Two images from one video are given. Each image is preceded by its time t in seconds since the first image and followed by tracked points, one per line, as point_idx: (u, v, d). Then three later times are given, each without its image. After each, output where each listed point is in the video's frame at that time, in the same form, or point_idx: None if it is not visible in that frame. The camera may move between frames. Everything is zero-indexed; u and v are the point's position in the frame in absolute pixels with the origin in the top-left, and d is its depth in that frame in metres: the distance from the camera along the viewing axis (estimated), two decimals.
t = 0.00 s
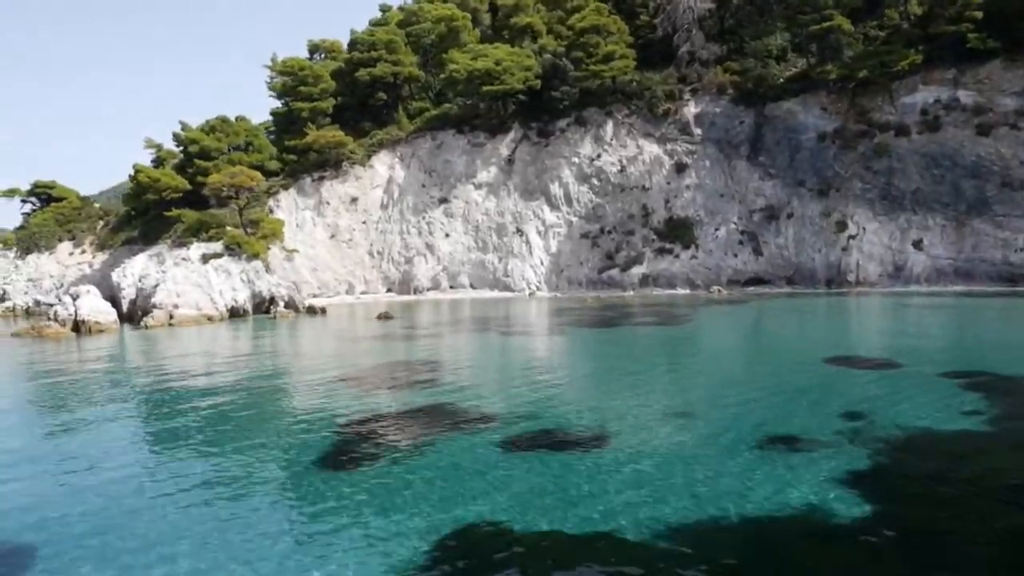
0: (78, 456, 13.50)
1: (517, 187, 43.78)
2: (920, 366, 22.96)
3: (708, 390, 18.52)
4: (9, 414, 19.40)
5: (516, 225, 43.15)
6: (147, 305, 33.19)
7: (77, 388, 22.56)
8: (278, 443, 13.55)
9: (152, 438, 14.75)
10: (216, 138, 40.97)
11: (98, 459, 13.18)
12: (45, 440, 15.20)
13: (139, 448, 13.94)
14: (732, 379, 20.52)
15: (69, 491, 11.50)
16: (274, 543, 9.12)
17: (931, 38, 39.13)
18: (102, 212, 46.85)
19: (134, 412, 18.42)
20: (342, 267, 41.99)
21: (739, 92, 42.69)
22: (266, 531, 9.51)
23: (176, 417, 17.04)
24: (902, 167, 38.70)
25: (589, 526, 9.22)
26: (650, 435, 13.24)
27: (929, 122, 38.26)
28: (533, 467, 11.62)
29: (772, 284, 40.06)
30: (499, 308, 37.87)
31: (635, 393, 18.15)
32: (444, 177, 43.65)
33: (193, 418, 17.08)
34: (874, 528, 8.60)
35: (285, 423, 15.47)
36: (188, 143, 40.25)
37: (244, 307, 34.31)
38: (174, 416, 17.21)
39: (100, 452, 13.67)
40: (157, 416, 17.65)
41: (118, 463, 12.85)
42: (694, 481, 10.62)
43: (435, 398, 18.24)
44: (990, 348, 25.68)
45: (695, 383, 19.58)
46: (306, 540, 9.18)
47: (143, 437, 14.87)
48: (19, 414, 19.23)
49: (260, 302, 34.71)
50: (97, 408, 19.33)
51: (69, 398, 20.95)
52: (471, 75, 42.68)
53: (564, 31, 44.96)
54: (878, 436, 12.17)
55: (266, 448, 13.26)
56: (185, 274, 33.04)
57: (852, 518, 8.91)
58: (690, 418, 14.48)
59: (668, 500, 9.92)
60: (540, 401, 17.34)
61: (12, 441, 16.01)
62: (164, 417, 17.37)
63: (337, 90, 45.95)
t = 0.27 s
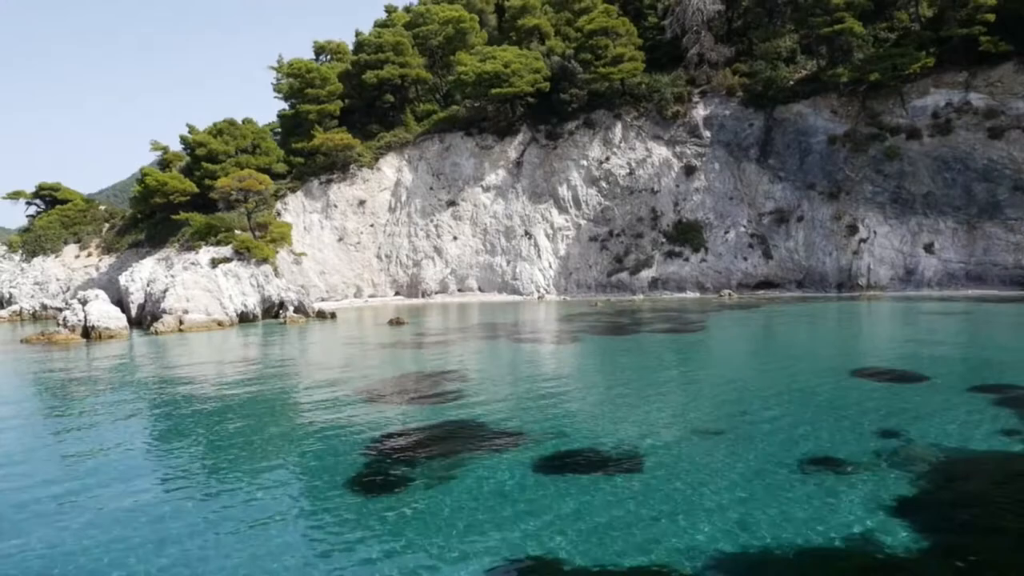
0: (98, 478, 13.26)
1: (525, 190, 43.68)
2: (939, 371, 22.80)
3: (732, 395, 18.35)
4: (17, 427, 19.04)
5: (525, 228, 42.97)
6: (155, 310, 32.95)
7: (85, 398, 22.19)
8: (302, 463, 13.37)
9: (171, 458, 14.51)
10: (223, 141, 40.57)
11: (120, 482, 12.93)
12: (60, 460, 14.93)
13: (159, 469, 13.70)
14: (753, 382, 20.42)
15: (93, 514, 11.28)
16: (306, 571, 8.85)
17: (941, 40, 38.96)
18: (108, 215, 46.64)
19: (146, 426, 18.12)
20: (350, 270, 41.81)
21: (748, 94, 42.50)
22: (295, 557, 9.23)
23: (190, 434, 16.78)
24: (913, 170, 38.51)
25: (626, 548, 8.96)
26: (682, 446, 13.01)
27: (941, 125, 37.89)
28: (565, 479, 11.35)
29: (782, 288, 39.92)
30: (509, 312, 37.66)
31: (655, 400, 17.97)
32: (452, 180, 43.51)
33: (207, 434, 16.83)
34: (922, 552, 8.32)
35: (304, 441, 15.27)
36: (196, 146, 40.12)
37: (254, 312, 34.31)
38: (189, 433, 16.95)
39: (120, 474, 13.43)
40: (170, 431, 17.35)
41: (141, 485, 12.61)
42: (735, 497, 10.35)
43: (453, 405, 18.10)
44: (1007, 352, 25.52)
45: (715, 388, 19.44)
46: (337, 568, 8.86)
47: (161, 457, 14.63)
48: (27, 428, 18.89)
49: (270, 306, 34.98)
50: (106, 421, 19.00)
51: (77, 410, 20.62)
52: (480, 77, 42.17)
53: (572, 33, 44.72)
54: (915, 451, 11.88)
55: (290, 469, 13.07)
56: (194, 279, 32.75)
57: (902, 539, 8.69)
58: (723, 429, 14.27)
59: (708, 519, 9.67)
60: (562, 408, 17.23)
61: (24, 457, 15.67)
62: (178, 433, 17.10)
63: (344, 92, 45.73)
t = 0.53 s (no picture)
0: (123, 486, 13.07)
1: (534, 187, 43.48)
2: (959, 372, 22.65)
3: (751, 401, 18.21)
4: (29, 430, 18.78)
5: (533, 225, 42.76)
6: (164, 309, 32.76)
7: (95, 399, 21.91)
8: (329, 469, 13.20)
9: (193, 464, 14.31)
10: (230, 138, 40.20)
11: (146, 489, 12.75)
12: (80, 466, 14.70)
13: (183, 476, 13.50)
14: (770, 386, 20.27)
15: (124, 525, 11.11)
16: None
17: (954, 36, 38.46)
18: (114, 211, 46.40)
19: (160, 428, 17.86)
20: (358, 268, 41.63)
21: (758, 91, 42.07)
22: None
23: (208, 437, 16.56)
24: (925, 167, 38.23)
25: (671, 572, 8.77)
26: (715, 457, 12.88)
27: (953, 122, 37.56)
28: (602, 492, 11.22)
29: (792, 285, 39.79)
30: (519, 311, 37.48)
31: (676, 406, 17.84)
32: (460, 176, 43.41)
33: (225, 438, 16.63)
34: None
35: (327, 445, 15.08)
36: (203, 143, 39.70)
37: (264, 311, 34.12)
38: (206, 436, 16.73)
39: (145, 482, 13.23)
40: (187, 433, 17.12)
41: (169, 494, 12.43)
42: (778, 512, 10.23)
43: (473, 410, 17.94)
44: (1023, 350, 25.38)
45: (735, 393, 19.32)
46: None
47: (183, 463, 14.43)
48: (41, 431, 18.63)
49: (279, 305, 34.74)
50: (120, 424, 18.76)
51: (90, 412, 20.37)
52: (489, 73, 41.79)
53: (581, 28, 44.35)
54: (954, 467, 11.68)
55: (317, 475, 12.90)
56: (203, 278, 32.51)
57: (956, 562, 8.58)
58: (752, 440, 14.14)
59: (755, 536, 9.53)
60: (584, 416, 17.09)
61: (41, 462, 15.43)
62: (195, 436, 16.89)
63: (351, 88, 45.43)
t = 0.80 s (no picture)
0: (142, 496, 12.87)
1: (541, 182, 43.28)
2: (976, 371, 22.61)
3: (769, 404, 18.05)
4: (40, 437, 18.56)
5: (541, 221, 42.59)
6: (173, 306, 32.60)
7: (105, 403, 21.69)
8: (352, 480, 13.00)
9: (211, 473, 14.11)
10: (237, 133, 39.84)
11: (167, 499, 12.57)
12: (96, 473, 14.49)
13: (203, 485, 13.30)
14: (786, 387, 20.11)
15: (148, 536, 10.96)
16: None
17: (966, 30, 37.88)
18: (119, 206, 46.19)
19: (173, 434, 17.68)
20: (366, 264, 41.49)
21: (768, 86, 41.80)
22: None
23: (223, 445, 16.33)
24: (936, 164, 37.98)
25: None
26: (742, 464, 12.75)
27: (964, 117, 37.30)
28: (633, 500, 11.10)
29: (801, 281, 39.65)
30: (527, 309, 37.38)
31: (695, 408, 17.68)
32: (468, 172, 43.21)
33: (241, 444, 16.43)
34: None
35: (346, 454, 14.88)
36: (210, 138, 39.34)
37: (273, 308, 34.01)
38: (221, 443, 16.50)
39: (165, 492, 13.03)
40: (201, 441, 16.89)
41: (191, 504, 12.28)
42: (814, 525, 10.09)
43: (490, 415, 17.76)
44: None
45: (752, 394, 19.19)
46: None
47: (201, 472, 14.22)
48: (52, 437, 18.41)
49: (288, 302, 34.63)
50: (132, 430, 18.53)
51: (100, 417, 20.14)
52: (496, 67, 41.48)
53: (589, 22, 44.02)
54: (986, 480, 11.52)
55: (341, 486, 12.69)
56: (212, 275, 32.41)
57: None
58: (777, 446, 14.00)
59: (793, 550, 9.40)
60: (606, 418, 16.93)
61: (55, 467, 15.23)
62: (210, 443, 16.67)
63: (358, 83, 45.17)
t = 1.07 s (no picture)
0: (164, 512, 12.56)
1: (550, 176, 43.04)
2: (993, 368, 22.69)
3: (791, 407, 17.88)
4: (51, 436, 18.22)
5: (550, 215, 42.38)
6: (183, 303, 32.36)
7: (114, 403, 21.35)
8: (378, 495, 12.70)
9: (232, 486, 13.79)
10: (245, 128, 39.63)
11: (193, 515, 12.35)
12: (113, 485, 14.18)
13: (225, 501, 13.00)
14: (806, 388, 19.93)
15: (178, 556, 10.80)
16: None
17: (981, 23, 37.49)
18: (125, 200, 45.93)
19: (191, 437, 17.50)
20: (375, 259, 41.30)
21: (779, 80, 41.50)
22: None
23: (240, 452, 15.99)
24: (949, 158, 37.81)
25: None
26: (776, 474, 12.62)
27: (978, 112, 37.20)
28: (670, 514, 11.00)
29: (812, 277, 39.47)
30: (536, 305, 37.21)
31: (719, 412, 17.52)
32: (476, 166, 42.88)
33: (261, 449, 16.27)
34: None
35: (369, 464, 14.55)
36: (218, 132, 39.06)
37: (284, 305, 33.83)
38: (237, 450, 16.15)
39: (186, 508, 12.73)
40: (216, 447, 16.54)
41: (220, 518, 12.10)
42: (857, 543, 9.97)
43: (511, 418, 17.48)
44: None
45: (773, 396, 19.04)
46: None
47: (221, 484, 13.91)
48: (63, 437, 18.08)
49: (299, 299, 34.41)
50: (143, 431, 18.16)
51: (110, 416, 19.80)
52: (506, 60, 41.06)
53: (598, 14, 43.59)
54: None
55: (367, 502, 12.39)
56: (222, 271, 32.16)
57: None
58: (808, 454, 13.85)
59: (842, 571, 9.24)
60: (631, 422, 16.78)
61: (76, 475, 15.04)
62: (226, 450, 16.33)
63: (365, 76, 44.82)
